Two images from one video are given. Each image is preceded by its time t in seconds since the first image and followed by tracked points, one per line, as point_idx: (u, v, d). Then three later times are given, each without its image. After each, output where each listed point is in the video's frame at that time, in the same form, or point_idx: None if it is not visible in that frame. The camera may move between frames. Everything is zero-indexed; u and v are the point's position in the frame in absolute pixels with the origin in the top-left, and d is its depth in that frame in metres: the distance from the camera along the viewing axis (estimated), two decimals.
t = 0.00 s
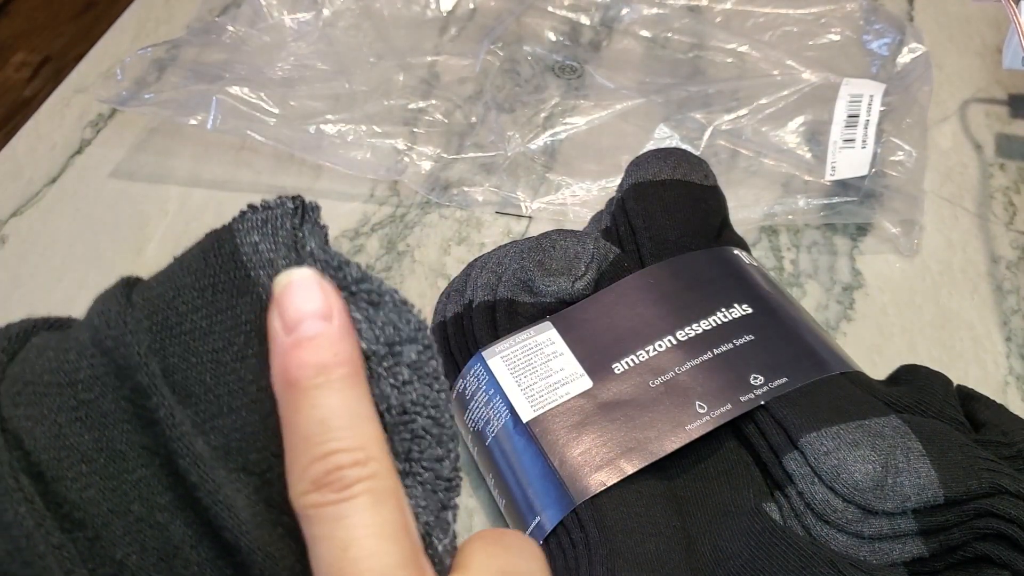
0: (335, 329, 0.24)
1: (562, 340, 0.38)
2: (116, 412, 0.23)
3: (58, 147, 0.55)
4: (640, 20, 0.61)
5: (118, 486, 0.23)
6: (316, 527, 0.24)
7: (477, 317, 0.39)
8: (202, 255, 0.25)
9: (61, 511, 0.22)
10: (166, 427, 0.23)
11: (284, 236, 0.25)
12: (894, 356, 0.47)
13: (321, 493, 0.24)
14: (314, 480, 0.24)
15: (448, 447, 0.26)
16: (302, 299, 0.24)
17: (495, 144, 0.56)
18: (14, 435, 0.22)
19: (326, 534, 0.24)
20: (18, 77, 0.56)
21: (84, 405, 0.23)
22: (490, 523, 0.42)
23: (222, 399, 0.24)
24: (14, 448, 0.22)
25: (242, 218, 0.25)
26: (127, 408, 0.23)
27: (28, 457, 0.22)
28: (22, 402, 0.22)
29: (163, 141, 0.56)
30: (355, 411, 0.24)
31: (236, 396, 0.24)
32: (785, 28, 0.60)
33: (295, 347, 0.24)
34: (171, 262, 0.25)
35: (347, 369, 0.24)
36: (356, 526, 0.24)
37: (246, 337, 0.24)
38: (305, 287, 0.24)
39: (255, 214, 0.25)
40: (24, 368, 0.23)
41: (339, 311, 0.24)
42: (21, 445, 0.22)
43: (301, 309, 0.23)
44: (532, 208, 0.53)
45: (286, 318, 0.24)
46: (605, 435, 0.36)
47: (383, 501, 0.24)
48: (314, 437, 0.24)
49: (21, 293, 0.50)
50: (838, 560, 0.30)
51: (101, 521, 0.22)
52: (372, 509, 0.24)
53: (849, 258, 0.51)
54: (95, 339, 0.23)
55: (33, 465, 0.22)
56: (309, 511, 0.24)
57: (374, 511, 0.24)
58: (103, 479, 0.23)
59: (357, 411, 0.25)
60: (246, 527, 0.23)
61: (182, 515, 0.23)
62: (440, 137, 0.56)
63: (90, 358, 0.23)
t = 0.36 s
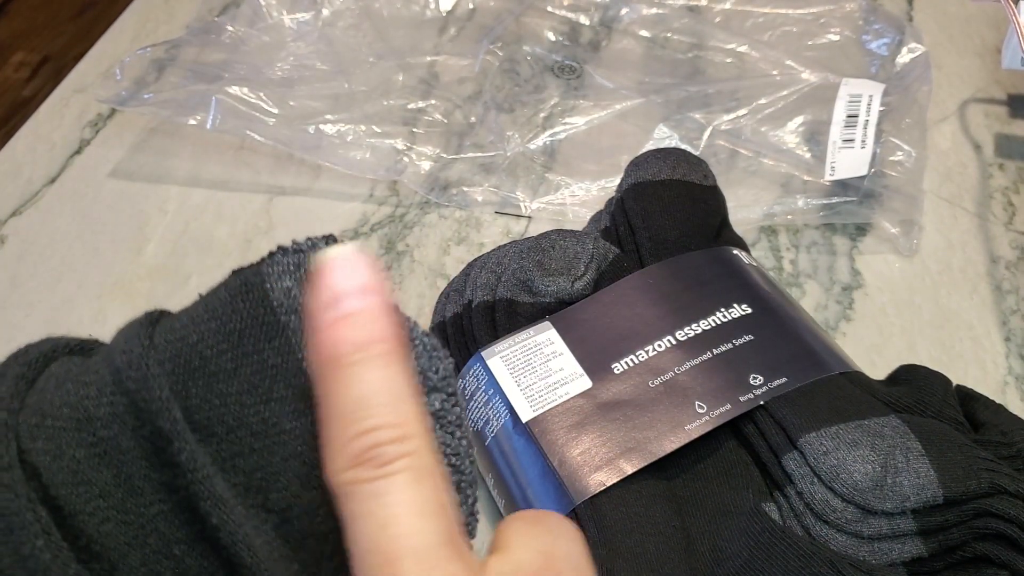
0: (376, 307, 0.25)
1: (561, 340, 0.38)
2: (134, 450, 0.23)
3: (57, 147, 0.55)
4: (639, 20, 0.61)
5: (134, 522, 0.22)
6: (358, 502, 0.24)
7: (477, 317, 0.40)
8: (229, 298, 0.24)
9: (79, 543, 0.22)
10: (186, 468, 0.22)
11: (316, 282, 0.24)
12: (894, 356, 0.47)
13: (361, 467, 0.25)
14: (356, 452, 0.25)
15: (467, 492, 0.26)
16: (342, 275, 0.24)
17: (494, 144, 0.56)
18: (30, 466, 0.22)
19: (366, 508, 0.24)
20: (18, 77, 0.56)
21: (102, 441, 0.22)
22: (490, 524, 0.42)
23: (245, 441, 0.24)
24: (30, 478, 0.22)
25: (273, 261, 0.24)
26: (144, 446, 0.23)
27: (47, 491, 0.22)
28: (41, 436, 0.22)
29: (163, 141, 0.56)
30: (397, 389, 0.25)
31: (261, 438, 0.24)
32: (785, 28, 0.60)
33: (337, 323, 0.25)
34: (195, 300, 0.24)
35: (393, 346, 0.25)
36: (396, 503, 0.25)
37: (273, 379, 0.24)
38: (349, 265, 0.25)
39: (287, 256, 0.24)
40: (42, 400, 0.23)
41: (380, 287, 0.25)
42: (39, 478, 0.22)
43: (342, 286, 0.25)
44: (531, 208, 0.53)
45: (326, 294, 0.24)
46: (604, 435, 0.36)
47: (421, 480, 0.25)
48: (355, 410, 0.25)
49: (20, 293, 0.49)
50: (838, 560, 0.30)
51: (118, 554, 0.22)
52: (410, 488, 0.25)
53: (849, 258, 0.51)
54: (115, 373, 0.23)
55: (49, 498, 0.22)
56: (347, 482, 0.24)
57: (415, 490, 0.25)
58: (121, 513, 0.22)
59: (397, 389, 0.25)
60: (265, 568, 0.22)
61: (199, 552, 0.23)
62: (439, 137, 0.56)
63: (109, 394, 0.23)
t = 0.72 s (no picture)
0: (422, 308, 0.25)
1: (561, 340, 0.38)
2: (127, 404, 0.21)
3: (56, 148, 0.55)
4: (639, 20, 0.61)
5: (122, 482, 0.20)
6: (390, 499, 0.23)
7: (476, 317, 0.40)
8: (223, 256, 0.23)
9: (62, 501, 0.20)
10: (177, 416, 0.21)
11: (311, 238, 0.23)
12: (893, 356, 0.47)
13: (393, 468, 0.23)
14: (392, 450, 0.23)
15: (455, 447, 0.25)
16: (393, 272, 0.24)
17: (494, 144, 0.56)
18: (18, 422, 0.20)
19: (398, 506, 0.23)
20: (17, 77, 0.56)
21: (93, 394, 0.21)
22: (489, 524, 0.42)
23: (232, 392, 0.22)
24: (17, 435, 0.20)
25: (265, 220, 0.23)
26: (139, 401, 0.21)
27: (31, 444, 0.20)
28: (31, 385, 0.20)
29: (162, 141, 0.56)
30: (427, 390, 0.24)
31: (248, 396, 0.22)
32: (784, 28, 0.60)
33: (381, 319, 0.24)
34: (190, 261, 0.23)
35: (429, 346, 0.25)
36: (427, 505, 0.24)
37: (262, 337, 0.22)
38: (394, 262, 0.24)
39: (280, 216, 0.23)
40: (36, 355, 0.21)
41: (424, 287, 0.25)
42: (25, 430, 0.20)
43: (388, 283, 0.24)
44: (531, 208, 0.53)
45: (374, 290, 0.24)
46: (604, 435, 0.36)
47: (451, 482, 0.24)
48: (387, 408, 0.24)
49: (19, 293, 0.49)
50: (837, 560, 0.30)
51: (103, 515, 0.20)
52: (440, 490, 0.24)
53: (848, 258, 0.51)
54: (110, 329, 0.21)
55: (35, 454, 0.20)
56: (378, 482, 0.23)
57: (446, 492, 0.24)
58: (109, 469, 0.20)
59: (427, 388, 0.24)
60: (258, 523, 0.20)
61: (195, 517, 0.20)
62: (439, 136, 0.56)
63: (103, 348, 0.21)
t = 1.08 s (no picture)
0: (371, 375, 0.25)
1: (561, 340, 0.38)
2: (133, 359, 0.23)
3: (55, 148, 0.55)
4: (638, 20, 0.61)
5: (125, 431, 0.23)
6: (339, 566, 0.25)
7: (476, 317, 0.39)
8: (235, 223, 0.26)
9: (70, 452, 0.23)
10: (178, 367, 0.23)
11: (312, 205, 0.26)
12: (893, 356, 0.47)
13: (343, 534, 0.25)
14: (338, 522, 0.25)
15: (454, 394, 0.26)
16: (340, 343, 0.24)
17: (494, 144, 0.56)
18: (32, 376, 0.23)
19: (355, 569, 0.25)
20: (16, 77, 0.57)
21: (103, 351, 0.23)
22: (489, 524, 0.41)
23: (240, 343, 0.24)
24: (31, 389, 0.23)
25: (275, 193, 0.26)
26: (144, 357, 0.23)
27: (44, 398, 0.23)
28: (43, 346, 0.23)
29: (162, 141, 0.56)
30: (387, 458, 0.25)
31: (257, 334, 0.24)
32: (784, 28, 0.60)
33: (331, 389, 0.25)
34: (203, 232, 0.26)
35: (389, 414, 0.25)
36: (382, 564, 0.26)
37: (265, 285, 0.25)
38: (347, 330, 0.25)
39: (288, 190, 0.26)
40: (53, 316, 0.24)
41: (377, 352, 0.25)
42: (39, 385, 0.23)
43: (338, 353, 0.24)
44: (531, 208, 0.53)
45: (325, 359, 0.24)
46: (604, 435, 0.36)
47: (409, 542, 0.26)
48: (339, 478, 0.25)
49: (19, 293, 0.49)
50: (837, 560, 0.30)
51: (105, 467, 0.23)
52: (400, 549, 0.26)
53: (847, 258, 0.51)
54: (124, 289, 0.24)
55: (47, 407, 0.23)
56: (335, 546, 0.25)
57: (401, 552, 0.26)
58: (113, 425, 0.23)
59: (384, 457, 0.25)
60: (246, 466, 0.23)
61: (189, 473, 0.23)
62: (439, 136, 0.56)
63: (116, 306, 0.24)
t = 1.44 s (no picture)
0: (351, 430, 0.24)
1: (561, 340, 0.38)
2: (124, 335, 0.24)
3: (55, 147, 0.55)
4: (638, 20, 0.61)
5: (120, 408, 0.23)
6: None
7: (476, 317, 0.39)
8: (222, 199, 0.26)
9: (64, 430, 0.23)
10: (168, 342, 0.23)
11: (296, 177, 0.26)
12: (893, 355, 0.47)
13: None
14: None
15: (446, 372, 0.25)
16: (320, 400, 0.23)
17: (493, 144, 0.56)
18: (28, 357, 0.24)
19: None
20: (16, 77, 0.56)
21: (95, 330, 0.24)
22: (489, 523, 0.41)
23: (223, 322, 0.24)
24: (27, 370, 0.23)
25: (259, 166, 0.26)
26: (136, 333, 0.24)
27: (40, 377, 0.23)
28: (38, 327, 0.24)
29: (162, 141, 0.56)
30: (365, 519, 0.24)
31: (239, 313, 0.24)
32: (784, 28, 0.60)
33: (313, 445, 0.23)
34: (191, 207, 0.26)
35: (365, 474, 0.24)
36: None
37: (251, 262, 0.25)
38: (326, 386, 0.23)
39: (272, 164, 0.26)
40: (48, 300, 0.24)
41: (358, 407, 0.24)
42: (35, 366, 0.24)
43: (318, 411, 0.23)
44: (530, 208, 0.53)
45: (305, 416, 0.23)
46: (603, 435, 0.36)
47: None
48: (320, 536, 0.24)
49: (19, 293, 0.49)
50: (837, 560, 0.30)
51: (99, 444, 0.23)
52: None
53: (847, 258, 0.51)
54: (116, 268, 0.24)
55: (42, 386, 0.23)
56: None
57: None
58: (105, 402, 0.23)
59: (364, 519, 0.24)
60: (233, 440, 0.23)
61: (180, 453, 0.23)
62: (439, 136, 0.56)
63: (108, 284, 0.24)
